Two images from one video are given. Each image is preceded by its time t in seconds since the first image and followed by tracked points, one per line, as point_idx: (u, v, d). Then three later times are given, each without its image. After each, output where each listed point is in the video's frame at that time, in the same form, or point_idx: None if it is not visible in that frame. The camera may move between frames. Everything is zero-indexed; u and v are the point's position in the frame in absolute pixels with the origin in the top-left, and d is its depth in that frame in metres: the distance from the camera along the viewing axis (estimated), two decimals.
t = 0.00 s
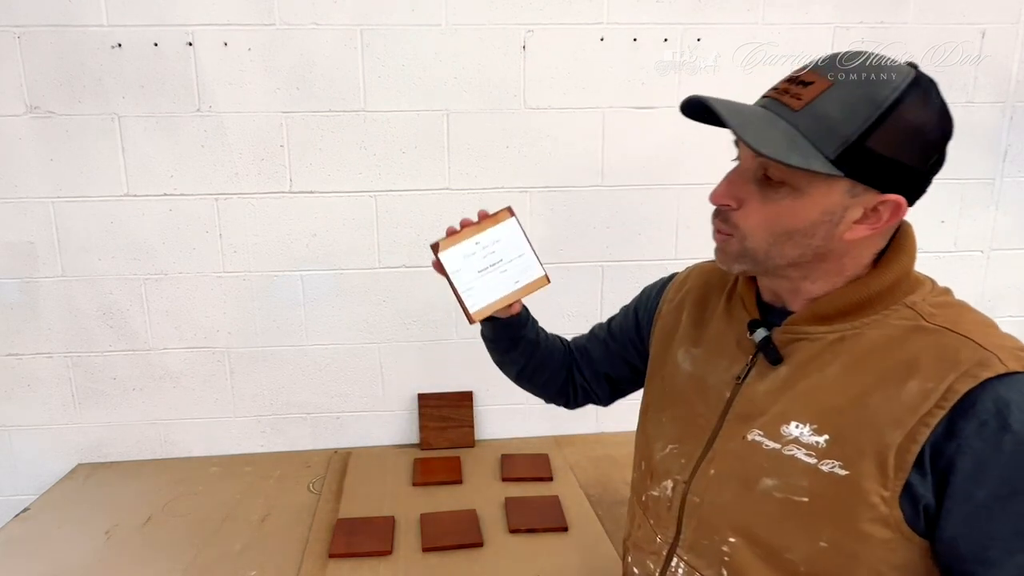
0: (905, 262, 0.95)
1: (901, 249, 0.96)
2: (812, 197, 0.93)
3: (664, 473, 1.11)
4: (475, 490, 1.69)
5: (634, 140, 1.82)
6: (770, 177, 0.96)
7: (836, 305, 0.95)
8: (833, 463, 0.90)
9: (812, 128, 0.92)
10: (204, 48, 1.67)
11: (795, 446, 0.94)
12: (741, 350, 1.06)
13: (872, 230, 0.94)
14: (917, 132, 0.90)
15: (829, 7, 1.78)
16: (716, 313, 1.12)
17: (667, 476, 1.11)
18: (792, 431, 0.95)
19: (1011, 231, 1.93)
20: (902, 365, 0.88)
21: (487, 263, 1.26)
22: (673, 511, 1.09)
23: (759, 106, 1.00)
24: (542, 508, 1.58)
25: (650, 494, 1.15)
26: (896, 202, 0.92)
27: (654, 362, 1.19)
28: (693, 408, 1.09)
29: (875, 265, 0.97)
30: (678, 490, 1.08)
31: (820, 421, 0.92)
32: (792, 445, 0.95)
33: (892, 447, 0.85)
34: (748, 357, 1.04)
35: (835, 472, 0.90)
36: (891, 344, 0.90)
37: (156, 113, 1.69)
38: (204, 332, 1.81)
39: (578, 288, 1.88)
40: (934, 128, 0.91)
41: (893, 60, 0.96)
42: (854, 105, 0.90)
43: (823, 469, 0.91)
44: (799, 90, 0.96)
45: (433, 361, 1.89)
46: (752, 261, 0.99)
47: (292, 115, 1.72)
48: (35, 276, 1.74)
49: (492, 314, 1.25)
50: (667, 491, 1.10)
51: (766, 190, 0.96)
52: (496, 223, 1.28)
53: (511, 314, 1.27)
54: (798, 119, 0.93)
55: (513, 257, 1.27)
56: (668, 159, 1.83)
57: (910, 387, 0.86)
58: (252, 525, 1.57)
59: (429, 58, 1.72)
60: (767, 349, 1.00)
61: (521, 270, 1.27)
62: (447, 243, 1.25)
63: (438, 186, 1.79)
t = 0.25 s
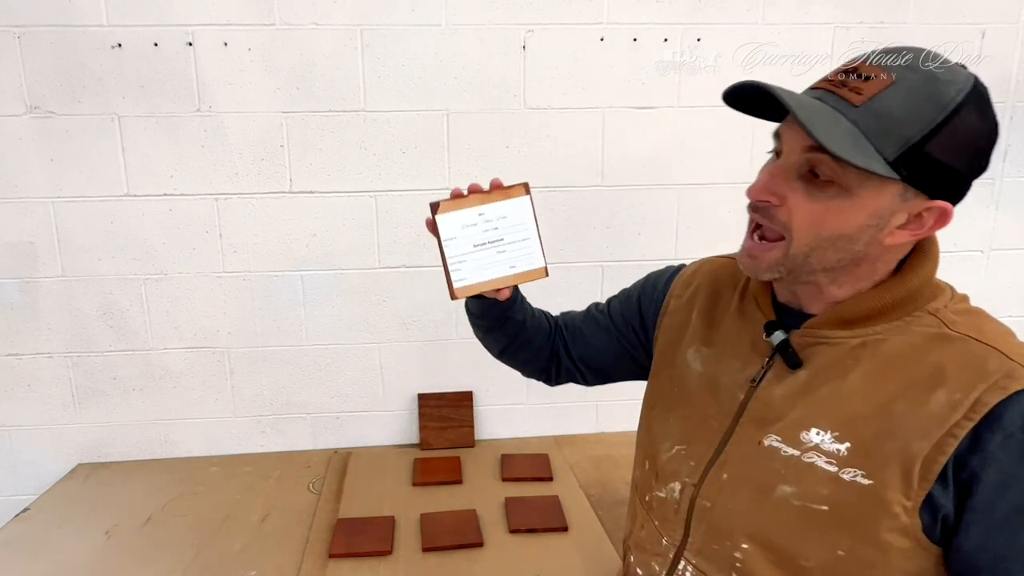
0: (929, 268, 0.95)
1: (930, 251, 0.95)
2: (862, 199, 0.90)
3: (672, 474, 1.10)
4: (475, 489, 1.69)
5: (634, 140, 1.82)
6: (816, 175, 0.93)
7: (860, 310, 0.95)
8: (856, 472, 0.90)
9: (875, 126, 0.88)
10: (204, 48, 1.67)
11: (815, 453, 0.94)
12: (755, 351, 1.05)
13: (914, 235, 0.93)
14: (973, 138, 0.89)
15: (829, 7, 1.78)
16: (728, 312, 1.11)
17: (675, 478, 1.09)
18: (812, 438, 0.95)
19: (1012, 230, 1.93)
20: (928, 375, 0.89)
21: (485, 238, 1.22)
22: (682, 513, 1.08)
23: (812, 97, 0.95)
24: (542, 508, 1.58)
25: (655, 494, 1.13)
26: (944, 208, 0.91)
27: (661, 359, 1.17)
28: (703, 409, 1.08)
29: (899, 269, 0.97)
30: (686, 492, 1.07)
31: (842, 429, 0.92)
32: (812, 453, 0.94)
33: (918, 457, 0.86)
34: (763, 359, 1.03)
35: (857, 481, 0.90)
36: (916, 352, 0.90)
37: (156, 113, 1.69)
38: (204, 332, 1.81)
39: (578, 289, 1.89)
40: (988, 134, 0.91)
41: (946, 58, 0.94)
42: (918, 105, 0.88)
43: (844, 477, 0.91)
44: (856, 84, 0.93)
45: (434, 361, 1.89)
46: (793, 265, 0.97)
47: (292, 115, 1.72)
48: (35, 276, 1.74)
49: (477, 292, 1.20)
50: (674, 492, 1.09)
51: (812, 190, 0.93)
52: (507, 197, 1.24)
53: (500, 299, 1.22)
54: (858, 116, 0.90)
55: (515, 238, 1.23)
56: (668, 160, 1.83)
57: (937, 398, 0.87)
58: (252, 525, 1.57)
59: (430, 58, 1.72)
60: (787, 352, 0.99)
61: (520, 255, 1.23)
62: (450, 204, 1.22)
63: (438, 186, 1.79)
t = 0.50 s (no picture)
0: (942, 277, 0.96)
1: (945, 258, 0.97)
2: (900, 212, 0.92)
3: (677, 475, 1.09)
4: (475, 490, 1.69)
5: (635, 140, 1.82)
6: (852, 183, 0.94)
7: (876, 316, 0.96)
8: (869, 478, 0.91)
9: (923, 137, 0.88)
10: (204, 48, 1.67)
11: (828, 458, 0.94)
12: (765, 353, 1.05)
13: (941, 248, 0.95)
14: (1011, 154, 0.91)
15: (829, 7, 1.78)
16: (736, 312, 1.11)
17: (680, 478, 1.09)
18: (826, 443, 0.95)
19: (1012, 230, 1.93)
20: (944, 383, 0.89)
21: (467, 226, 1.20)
22: (686, 514, 1.07)
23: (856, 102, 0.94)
24: (542, 508, 1.58)
25: (659, 494, 1.12)
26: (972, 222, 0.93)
27: (666, 357, 1.16)
28: (710, 409, 1.08)
29: (914, 276, 0.98)
30: (692, 493, 1.07)
31: (856, 435, 0.93)
32: (825, 458, 0.94)
33: (934, 465, 0.86)
34: (773, 361, 1.03)
35: (871, 487, 0.90)
36: (931, 359, 0.91)
37: (156, 113, 1.69)
38: (204, 332, 1.81)
39: (579, 289, 1.89)
40: None
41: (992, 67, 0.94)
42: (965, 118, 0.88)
43: (858, 483, 0.91)
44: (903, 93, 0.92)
45: (434, 361, 1.89)
46: (819, 271, 0.96)
47: (292, 115, 1.72)
48: (35, 276, 1.74)
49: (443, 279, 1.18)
50: (680, 493, 1.08)
51: (848, 197, 0.94)
52: (501, 189, 1.20)
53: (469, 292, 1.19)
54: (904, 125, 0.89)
55: (499, 234, 1.19)
56: (669, 160, 1.84)
57: (954, 406, 0.88)
58: (252, 525, 1.57)
59: (430, 58, 1.72)
60: (800, 357, 0.99)
61: (499, 252, 1.19)
62: (439, 184, 1.19)
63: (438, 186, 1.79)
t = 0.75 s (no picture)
0: (944, 277, 0.96)
1: (947, 257, 0.97)
2: (904, 213, 0.92)
3: (678, 475, 1.09)
4: (475, 490, 1.69)
5: (634, 140, 1.82)
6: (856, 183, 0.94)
7: (878, 316, 0.96)
8: (873, 478, 0.90)
9: (929, 139, 0.88)
10: (204, 48, 1.67)
11: (831, 459, 0.94)
12: (766, 353, 1.05)
13: (944, 249, 0.95)
14: (1017, 154, 0.91)
15: (829, 7, 1.78)
16: (738, 312, 1.11)
17: (682, 479, 1.09)
18: (829, 444, 0.95)
19: (1011, 230, 1.93)
20: (946, 383, 0.90)
21: (453, 221, 1.20)
22: (688, 514, 1.07)
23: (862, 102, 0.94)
24: (542, 508, 1.58)
25: (660, 494, 1.12)
26: (977, 221, 0.93)
27: (667, 357, 1.16)
28: (712, 409, 1.08)
29: (915, 276, 0.98)
30: (694, 493, 1.07)
31: (859, 435, 0.92)
32: (828, 459, 0.94)
33: (938, 465, 0.86)
34: (775, 362, 1.03)
35: (874, 488, 0.90)
36: (933, 360, 0.92)
37: (156, 113, 1.69)
38: (204, 332, 1.81)
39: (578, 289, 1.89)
40: None
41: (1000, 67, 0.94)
42: (971, 120, 0.88)
43: (861, 484, 0.91)
44: (909, 93, 0.92)
45: (434, 362, 1.89)
46: (821, 271, 0.96)
47: (292, 115, 1.72)
48: (35, 276, 1.74)
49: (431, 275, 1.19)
50: (681, 493, 1.08)
51: (852, 198, 0.94)
52: (485, 181, 1.20)
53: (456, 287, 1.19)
54: (911, 126, 0.89)
55: (485, 227, 1.19)
56: (668, 160, 1.84)
57: (957, 406, 0.88)
58: (252, 525, 1.57)
59: (429, 58, 1.72)
60: (802, 357, 1.00)
61: (486, 245, 1.19)
62: (423, 178, 1.20)
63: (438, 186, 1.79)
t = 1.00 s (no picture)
0: (937, 273, 0.97)
1: (938, 253, 0.99)
2: (923, 187, 0.94)
3: (680, 477, 1.09)
4: (475, 490, 1.69)
5: (634, 140, 1.82)
6: (874, 173, 0.95)
7: (876, 312, 0.96)
8: (877, 474, 0.90)
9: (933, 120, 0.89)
10: (204, 48, 1.67)
11: (834, 455, 0.94)
12: (765, 352, 1.05)
13: (948, 213, 1.00)
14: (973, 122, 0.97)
15: (829, 7, 1.78)
16: (737, 312, 1.11)
17: (684, 481, 1.08)
18: (831, 441, 0.94)
19: (1012, 231, 1.93)
20: (945, 377, 0.89)
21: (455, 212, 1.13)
22: (691, 516, 1.07)
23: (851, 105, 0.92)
24: (542, 508, 1.58)
25: (662, 497, 1.12)
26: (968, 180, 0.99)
27: (667, 358, 1.16)
28: (713, 410, 1.08)
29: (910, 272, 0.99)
30: (696, 495, 1.06)
31: (861, 431, 0.92)
32: (832, 456, 0.94)
33: (941, 460, 0.86)
34: (774, 360, 1.03)
35: (878, 484, 0.90)
36: (932, 354, 0.92)
37: (156, 113, 1.69)
38: (204, 331, 1.81)
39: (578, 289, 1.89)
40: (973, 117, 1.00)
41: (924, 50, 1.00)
42: (948, 97, 0.92)
43: (865, 480, 0.91)
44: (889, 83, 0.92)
45: (434, 361, 1.89)
46: (866, 266, 0.96)
47: (292, 115, 1.72)
48: (35, 276, 1.74)
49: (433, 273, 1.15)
50: (683, 495, 1.08)
51: (875, 187, 0.94)
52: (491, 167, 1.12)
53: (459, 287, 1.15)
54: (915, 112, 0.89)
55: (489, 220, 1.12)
56: (668, 160, 1.84)
57: (957, 400, 0.88)
58: (252, 525, 1.57)
59: (429, 58, 1.72)
60: (802, 355, 0.99)
61: (491, 240, 1.13)
62: (420, 165, 1.13)
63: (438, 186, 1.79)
